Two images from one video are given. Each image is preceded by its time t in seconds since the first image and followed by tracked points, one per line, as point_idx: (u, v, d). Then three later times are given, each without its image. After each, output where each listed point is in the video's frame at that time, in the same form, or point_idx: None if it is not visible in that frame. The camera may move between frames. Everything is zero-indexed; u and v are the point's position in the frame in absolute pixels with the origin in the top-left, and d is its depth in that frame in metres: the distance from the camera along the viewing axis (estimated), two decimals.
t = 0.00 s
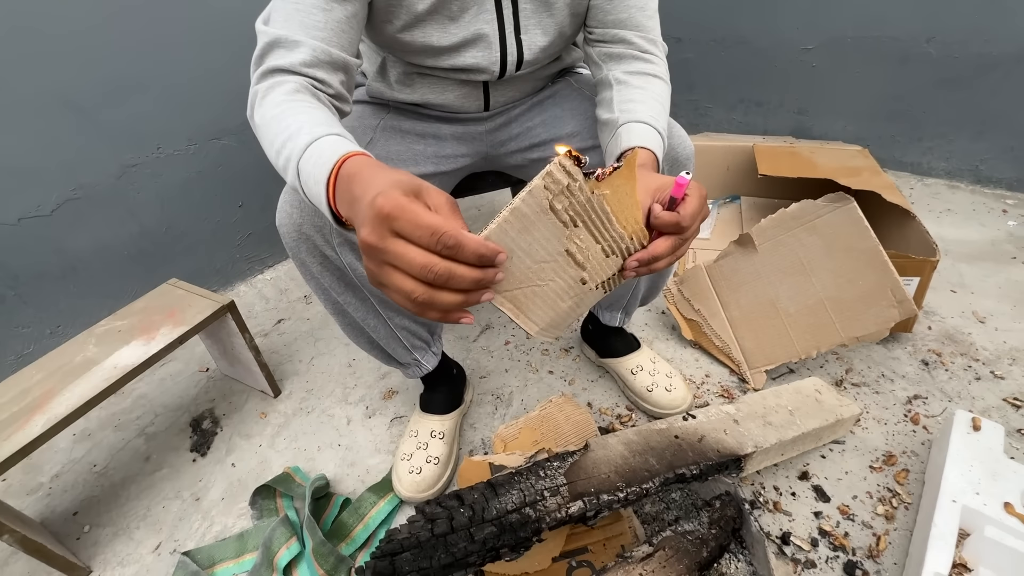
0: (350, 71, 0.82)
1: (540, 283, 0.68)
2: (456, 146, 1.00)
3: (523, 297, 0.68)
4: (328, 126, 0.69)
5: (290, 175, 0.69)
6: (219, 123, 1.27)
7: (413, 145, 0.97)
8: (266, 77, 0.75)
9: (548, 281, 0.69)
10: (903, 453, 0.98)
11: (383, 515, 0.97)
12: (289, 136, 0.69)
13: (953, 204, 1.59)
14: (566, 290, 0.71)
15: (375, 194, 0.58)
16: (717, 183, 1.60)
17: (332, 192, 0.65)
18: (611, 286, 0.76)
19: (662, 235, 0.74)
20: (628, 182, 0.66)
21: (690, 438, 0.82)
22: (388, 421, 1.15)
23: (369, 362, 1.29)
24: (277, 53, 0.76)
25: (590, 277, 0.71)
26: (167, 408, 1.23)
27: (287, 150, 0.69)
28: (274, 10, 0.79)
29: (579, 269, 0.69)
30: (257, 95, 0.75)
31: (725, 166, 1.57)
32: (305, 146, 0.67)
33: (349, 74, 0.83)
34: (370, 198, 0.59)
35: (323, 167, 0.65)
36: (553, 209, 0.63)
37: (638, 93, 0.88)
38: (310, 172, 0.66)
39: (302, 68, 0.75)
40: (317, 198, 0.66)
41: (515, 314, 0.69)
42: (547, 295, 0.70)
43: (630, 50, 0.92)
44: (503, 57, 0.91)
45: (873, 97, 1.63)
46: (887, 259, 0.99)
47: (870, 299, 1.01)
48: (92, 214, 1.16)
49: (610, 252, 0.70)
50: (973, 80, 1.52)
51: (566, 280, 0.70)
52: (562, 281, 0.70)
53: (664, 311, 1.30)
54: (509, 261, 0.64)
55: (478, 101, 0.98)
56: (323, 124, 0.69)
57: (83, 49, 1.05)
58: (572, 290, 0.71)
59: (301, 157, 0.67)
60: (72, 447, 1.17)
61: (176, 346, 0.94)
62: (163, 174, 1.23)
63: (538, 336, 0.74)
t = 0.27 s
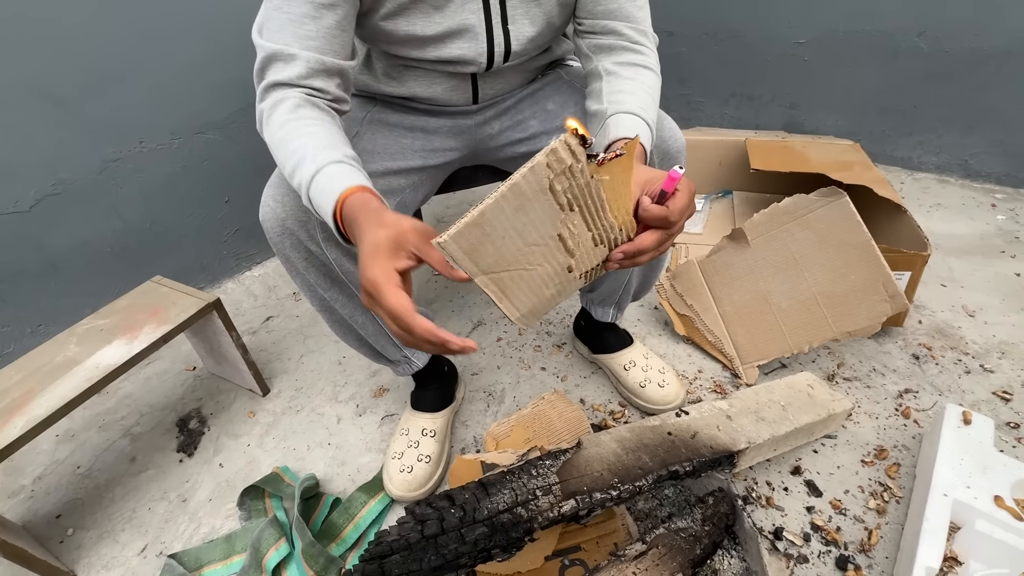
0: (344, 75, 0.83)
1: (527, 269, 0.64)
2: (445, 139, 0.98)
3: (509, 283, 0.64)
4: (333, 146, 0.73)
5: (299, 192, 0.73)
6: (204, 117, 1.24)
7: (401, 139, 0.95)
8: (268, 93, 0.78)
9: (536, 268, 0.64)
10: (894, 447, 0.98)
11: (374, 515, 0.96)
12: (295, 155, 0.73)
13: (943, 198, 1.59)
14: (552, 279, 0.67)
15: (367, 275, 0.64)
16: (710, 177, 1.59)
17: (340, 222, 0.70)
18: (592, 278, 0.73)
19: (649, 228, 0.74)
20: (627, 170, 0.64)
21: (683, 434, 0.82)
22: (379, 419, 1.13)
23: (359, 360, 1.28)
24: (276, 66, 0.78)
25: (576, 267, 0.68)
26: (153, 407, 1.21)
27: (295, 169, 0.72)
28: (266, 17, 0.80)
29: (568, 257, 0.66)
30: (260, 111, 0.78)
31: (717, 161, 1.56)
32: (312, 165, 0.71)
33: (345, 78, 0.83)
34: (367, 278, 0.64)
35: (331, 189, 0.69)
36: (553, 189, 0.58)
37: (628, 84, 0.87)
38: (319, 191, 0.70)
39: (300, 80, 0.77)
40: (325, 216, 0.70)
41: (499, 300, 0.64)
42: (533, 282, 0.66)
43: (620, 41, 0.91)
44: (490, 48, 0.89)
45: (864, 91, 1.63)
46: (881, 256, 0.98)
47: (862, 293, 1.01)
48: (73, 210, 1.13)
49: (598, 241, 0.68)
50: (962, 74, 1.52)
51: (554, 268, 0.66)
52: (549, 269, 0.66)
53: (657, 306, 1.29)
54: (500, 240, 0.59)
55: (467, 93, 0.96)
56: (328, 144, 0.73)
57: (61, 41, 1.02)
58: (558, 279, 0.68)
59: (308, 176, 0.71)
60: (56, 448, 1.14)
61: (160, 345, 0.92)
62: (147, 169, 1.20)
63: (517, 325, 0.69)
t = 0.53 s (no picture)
0: (325, 77, 0.84)
1: (517, 280, 0.63)
2: (431, 141, 0.98)
3: (499, 293, 0.63)
4: (337, 167, 0.75)
5: (303, 216, 0.73)
6: (191, 119, 1.23)
7: (387, 140, 0.95)
8: (254, 105, 0.76)
9: (525, 280, 0.64)
10: (884, 449, 0.98)
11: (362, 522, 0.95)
12: (302, 178, 0.73)
13: (931, 201, 1.60)
14: (539, 289, 0.67)
15: (428, 316, 0.68)
16: (700, 180, 1.60)
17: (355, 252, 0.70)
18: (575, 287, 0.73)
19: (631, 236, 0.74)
20: (619, 182, 0.65)
21: (673, 439, 0.81)
22: (368, 424, 1.12)
23: (349, 364, 1.26)
24: (257, 68, 0.77)
25: (562, 276, 0.68)
26: (139, 413, 1.19)
27: (301, 194, 0.72)
28: (241, 18, 0.78)
29: (557, 267, 0.66)
30: (251, 128, 0.77)
31: (708, 163, 1.57)
32: (318, 189, 0.72)
33: (322, 82, 0.84)
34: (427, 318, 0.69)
35: (342, 216, 0.70)
36: (551, 200, 0.59)
37: (612, 87, 0.86)
38: (332, 219, 0.70)
39: (285, 85, 0.77)
40: (333, 242, 0.71)
41: (487, 310, 0.63)
42: (521, 293, 0.65)
43: (606, 44, 0.91)
44: (474, 49, 0.88)
45: (853, 94, 1.64)
46: (869, 257, 0.99)
47: (850, 295, 1.01)
48: (56, 213, 1.12)
49: (586, 251, 0.68)
50: (950, 78, 1.53)
51: (543, 278, 0.66)
52: (538, 279, 0.65)
53: (648, 309, 1.29)
54: (495, 250, 0.59)
55: (453, 95, 0.96)
56: (332, 166, 0.74)
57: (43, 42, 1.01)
58: (545, 289, 0.67)
59: (317, 202, 0.71)
60: (39, 455, 1.13)
61: (144, 350, 0.91)
62: (132, 172, 1.19)
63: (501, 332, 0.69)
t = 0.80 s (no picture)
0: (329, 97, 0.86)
1: (515, 296, 0.65)
2: (431, 157, 0.99)
3: (496, 308, 0.64)
4: (341, 184, 0.76)
5: (309, 232, 0.74)
6: (197, 134, 1.25)
7: (388, 157, 0.96)
8: (261, 125, 0.78)
9: (523, 296, 0.66)
10: (882, 462, 0.99)
11: (363, 535, 0.95)
12: (307, 195, 0.74)
13: (928, 214, 1.62)
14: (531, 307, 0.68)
15: (417, 329, 0.69)
16: (699, 193, 1.61)
17: (360, 267, 0.71)
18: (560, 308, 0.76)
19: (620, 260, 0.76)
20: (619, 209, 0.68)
21: (672, 453, 0.82)
22: (369, 436, 1.13)
23: (350, 376, 1.27)
24: (264, 89, 0.79)
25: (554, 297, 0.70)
26: (142, 425, 1.20)
27: (308, 211, 0.74)
28: (249, 42, 0.80)
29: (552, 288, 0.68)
30: (257, 146, 0.78)
31: (707, 176, 1.58)
32: (324, 206, 0.73)
33: (325, 102, 0.86)
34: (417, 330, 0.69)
35: (347, 232, 0.71)
36: (562, 222, 0.61)
37: (606, 109, 0.88)
38: (338, 235, 0.72)
39: (292, 105, 0.79)
40: (338, 257, 0.72)
41: (483, 323, 0.64)
42: (518, 308, 0.67)
43: (601, 66, 0.92)
44: (472, 70, 0.90)
45: (849, 109, 1.66)
46: (865, 274, 0.99)
47: (846, 309, 1.02)
48: (63, 227, 1.13)
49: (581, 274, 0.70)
50: (944, 93, 1.55)
51: (538, 297, 0.68)
52: (533, 297, 0.67)
53: (648, 321, 1.30)
54: (502, 266, 0.60)
55: (453, 113, 0.97)
56: (338, 184, 0.76)
57: (52, 60, 1.03)
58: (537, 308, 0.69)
59: (323, 218, 0.72)
60: (42, 466, 1.13)
61: (148, 364, 0.92)
62: (138, 186, 1.20)
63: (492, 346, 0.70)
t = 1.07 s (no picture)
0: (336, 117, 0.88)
1: (516, 300, 0.68)
2: (436, 175, 1.01)
3: (498, 309, 0.66)
4: (346, 198, 0.79)
5: (312, 243, 0.76)
6: (209, 153, 1.28)
7: (394, 175, 0.98)
8: (269, 142, 0.81)
9: (522, 301, 0.69)
10: (885, 481, 0.99)
11: (366, 550, 0.96)
12: (313, 208, 0.76)
13: (929, 232, 1.63)
14: (524, 314, 0.71)
15: (405, 334, 0.71)
16: (701, 210, 1.63)
17: (359, 275, 0.73)
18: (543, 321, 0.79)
19: (610, 285, 0.80)
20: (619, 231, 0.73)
21: (675, 470, 0.82)
22: (374, 451, 1.14)
23: (355, 391, 1.28)
24: (274, 110, 0.81)
25: (545, 308, 0.73)
26: (149, 438, 1.21)
27: (312, 223, 0.76)
28: (261, 65, 0.83)
29: (547, 297, 0.71)
30: (265, 162, 0.81)
31: (708, 194, 1.60)
32: (329, 218, 0.75)
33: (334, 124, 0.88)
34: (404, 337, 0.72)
35: (351, 243, 0.73)
36: (574, 233, 0.65)
37: (601, 133, 0.90)
38: (340, 245, 0.74)
39: (300, 126, 0.81)
40: (341, 267, 0.74)
41: (483, 321, 0.66)
42: (514, 311, 0.69)
43: (598, 90, 0.94)
44: (475, 93, 0.93)
45: (849, 128, 1.68)
46: (864, 292, 1.01)
47: (847, 327, 1.03)
48: (78, 243, 1.15)
49: (574, 289, 0.74)
50: (943, 114, 1.56)
51: (533, 305, 0.71)
52: (530, 303, 0.70)
53: (650, 337, 1.31)
54: (513, 265, 0.62)
55: (457, 132, 0.99)
56: (343, 198, 0.78)
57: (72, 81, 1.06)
58: (529, 316, 0.72)
59: (327, 229, 0.74)
60: (49, 479, 1.14)
61: (159, 378, 0.94)
62: (151, 203, 1.23)
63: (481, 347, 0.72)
